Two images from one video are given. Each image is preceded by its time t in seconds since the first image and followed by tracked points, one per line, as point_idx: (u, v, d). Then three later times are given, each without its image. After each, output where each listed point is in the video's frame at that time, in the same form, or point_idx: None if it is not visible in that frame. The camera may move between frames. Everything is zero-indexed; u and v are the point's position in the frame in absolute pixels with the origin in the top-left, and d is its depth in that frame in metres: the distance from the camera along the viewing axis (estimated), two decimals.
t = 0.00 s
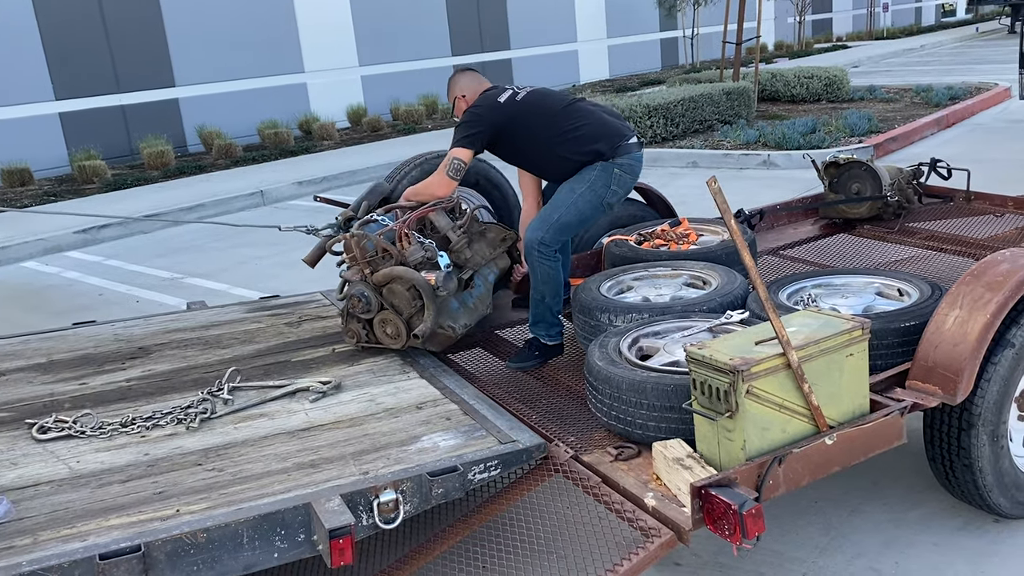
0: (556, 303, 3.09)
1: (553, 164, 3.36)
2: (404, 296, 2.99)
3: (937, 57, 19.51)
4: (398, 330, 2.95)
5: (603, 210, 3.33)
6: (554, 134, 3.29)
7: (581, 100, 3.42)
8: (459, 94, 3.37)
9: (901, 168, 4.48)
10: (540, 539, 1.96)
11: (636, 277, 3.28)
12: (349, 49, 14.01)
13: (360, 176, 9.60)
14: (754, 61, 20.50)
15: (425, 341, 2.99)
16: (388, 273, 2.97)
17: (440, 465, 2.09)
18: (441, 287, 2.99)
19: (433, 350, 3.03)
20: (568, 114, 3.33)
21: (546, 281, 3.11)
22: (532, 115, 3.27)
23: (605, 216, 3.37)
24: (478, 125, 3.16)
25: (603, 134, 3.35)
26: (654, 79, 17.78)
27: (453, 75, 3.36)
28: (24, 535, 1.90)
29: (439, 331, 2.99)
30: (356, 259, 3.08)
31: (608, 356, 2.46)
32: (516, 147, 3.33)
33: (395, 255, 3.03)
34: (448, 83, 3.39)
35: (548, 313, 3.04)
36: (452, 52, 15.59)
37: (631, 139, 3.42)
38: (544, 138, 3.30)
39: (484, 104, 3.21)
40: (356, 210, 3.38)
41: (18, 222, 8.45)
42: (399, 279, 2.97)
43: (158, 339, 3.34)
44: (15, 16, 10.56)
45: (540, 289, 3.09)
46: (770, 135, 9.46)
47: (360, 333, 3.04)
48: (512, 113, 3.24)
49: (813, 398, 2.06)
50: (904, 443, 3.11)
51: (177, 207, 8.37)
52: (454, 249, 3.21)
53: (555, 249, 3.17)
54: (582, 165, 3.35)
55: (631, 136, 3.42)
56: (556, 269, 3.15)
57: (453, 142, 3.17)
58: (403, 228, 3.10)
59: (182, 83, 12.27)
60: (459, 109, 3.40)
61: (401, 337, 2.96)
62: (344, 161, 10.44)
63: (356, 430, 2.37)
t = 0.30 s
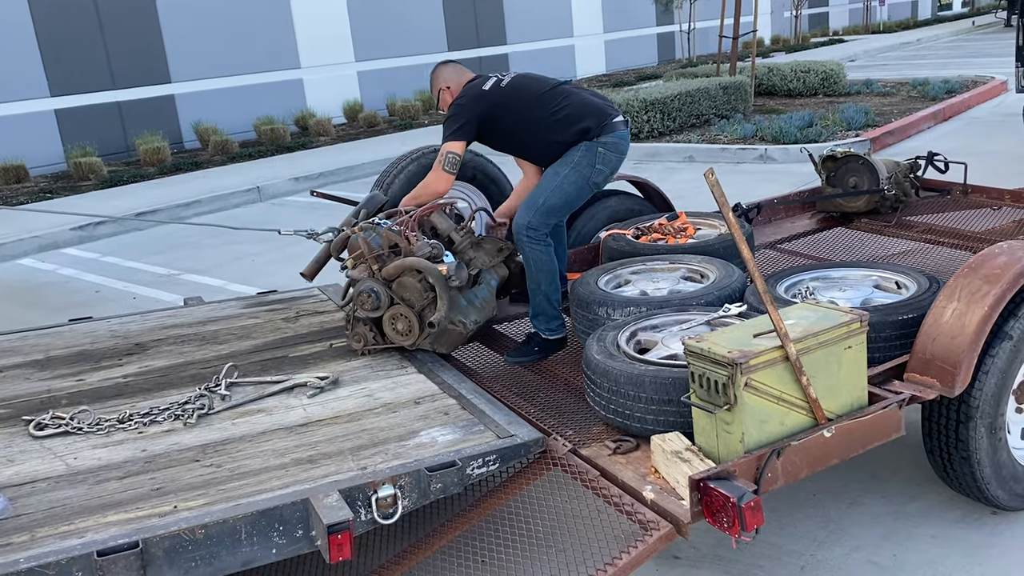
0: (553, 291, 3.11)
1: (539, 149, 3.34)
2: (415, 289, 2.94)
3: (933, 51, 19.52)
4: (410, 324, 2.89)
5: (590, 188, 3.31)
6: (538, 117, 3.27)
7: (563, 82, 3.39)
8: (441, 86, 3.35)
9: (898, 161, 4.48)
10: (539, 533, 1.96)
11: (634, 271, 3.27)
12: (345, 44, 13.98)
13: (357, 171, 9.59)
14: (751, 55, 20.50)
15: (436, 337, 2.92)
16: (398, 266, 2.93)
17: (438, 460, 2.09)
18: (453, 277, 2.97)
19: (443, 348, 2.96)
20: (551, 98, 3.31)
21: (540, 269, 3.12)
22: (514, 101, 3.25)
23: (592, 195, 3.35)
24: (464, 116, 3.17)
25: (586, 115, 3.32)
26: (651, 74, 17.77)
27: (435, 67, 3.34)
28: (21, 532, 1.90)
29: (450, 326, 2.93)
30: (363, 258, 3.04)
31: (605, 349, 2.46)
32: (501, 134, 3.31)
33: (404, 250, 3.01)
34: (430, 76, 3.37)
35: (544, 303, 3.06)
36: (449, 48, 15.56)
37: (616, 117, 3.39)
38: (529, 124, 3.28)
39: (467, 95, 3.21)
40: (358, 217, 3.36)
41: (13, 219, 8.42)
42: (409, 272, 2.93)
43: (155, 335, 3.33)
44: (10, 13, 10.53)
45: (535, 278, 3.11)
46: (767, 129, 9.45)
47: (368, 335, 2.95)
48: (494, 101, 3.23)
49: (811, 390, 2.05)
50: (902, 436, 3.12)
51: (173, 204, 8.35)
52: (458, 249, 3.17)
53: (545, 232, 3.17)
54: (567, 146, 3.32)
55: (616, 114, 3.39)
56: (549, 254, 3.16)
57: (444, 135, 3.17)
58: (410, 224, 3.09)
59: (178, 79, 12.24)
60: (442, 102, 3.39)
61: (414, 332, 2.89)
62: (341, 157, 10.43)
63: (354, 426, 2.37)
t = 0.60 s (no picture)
0: (556, 286, 3.11)
1: (539, 141, 3.33)
2: (424, 288, 2.89)
3: (931, 46, 19.51)
4: (419, 324, 2.84)
5: (590, 178, 3.30)
6: (537, 109, 3.26)
7: (560, 72, 3.38)
8: (436, 78, 3.31)
9: (897, 156, 4.48)
10: (538, 531, 1.95)
11: (633, 267, 3.27)
12: (344, 40, 13.96)
13: (355, 168, 9.57)
14: (749, 50, 20.48)
15: (443, 337, 2.88)
16: (407, 264, 2.87)
17: (438, 457, 2.09)
18: (463, 276, 2.91)
19: (450, 348, 2.91)
20: (549, 88, 3.29)
21: (543, 263, 3.13)
22: (512, 93, 3.24)
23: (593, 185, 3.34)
24: (463, 110, 3.13)
25: (585, 104, 3.31)
26: (649, 70, 17.76)
27: (428, 60, 3.31)
28: (20, 530, 1.89)
29: (459, 327, 2.86)
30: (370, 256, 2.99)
31: (605, 346, 2.46)
32: (500, 127, 3.29)
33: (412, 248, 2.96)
34: (423, 69, 3.34)
35: (548, 299, 3.06)
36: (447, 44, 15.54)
37: (614, 106, 3.39)
38: (528, 115, 3.26)
39: (464, 88, 3.19)
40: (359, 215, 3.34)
41: (11, 218, 8.40)
42: (419, 271, 2.88)
43: (153, 333, 3.33)
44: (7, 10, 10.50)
45: (538, 273, 3.12)
46: (765, 125, 9.46)
47: (373, 335, 2.89)
48: (492, 93, 3.21)
49: (810, 387, 2.05)
50: (902, 432, 3.12)
51: (171, 201, 8.34)
52: (461, 248, 3.18)
53: (547, 225, 3.17)
54: (566, 136, 3.32)
55: (614, 103, 3.39)
56: (551, 247, 3.16)
57: (446, 131, 3.14)
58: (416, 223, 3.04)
59: (175, 76, 12.21)
60: (436, 94, 3.34)
61: (422, 331, 2.84)
62: (339, 154, 10.42)
63: (353, 423, 2.37)
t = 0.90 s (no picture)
0: (559, 284, 3.11)
1: (550, 140, 3.34)
2: (425, 286, 2.88)
3: (931, 41, 19.46)
4: (421, 322, 2.83)
5: (600, 181, 3.34)
6: (554, 109, 3.28)
7: (575, 74, 3.40)
8: (448, 68, 3.25)
9: (896, 152, 4.47)
10: (537, 530, 1.95)
11: (632, 264, 3.27)
12: (343, 37, 13.93)
13: (354, 165, 9.55)
14: (749, 46, 20.46)
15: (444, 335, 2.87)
16: (408, 262, 2.86)
17: (437, 454, 2.08)
18: (463, 274, 2.90)
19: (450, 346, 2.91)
20: (565, 89, 3.31)
21: (547, 259, 3.13)
22: (529, 92, 3.24)
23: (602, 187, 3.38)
24: (475, 110, 3.13)
25: (599, 108, 3.34)
26: (649, 66, 17.72)
27: (440, 49, 3.25)
28: (19, 529, 1.89)
29: (459, 324, 2.85)
30: (370, 254, 2.97)
31: (605, 343, 2.45)
32: (513, 125, 3.28)
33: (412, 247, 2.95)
34: (433, 57, 3.27)
35: (549, 296, 3.06)
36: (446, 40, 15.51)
37: (627, 111, 3.44)
38: (543, 116, 3.27)
39: (482, 85, 3.17)
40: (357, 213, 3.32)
41: (11, 215, 8.39)
42: (420, 269, 2.86)
43: (152, 331, 3.32)
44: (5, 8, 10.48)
45: (541, 271, 3.12)
46: (765, 121, 9.45)
47: (373, 334, 2.88)
48: (509, 91, 3.21)
49: (810, 383, 2.05)
50: (902, 428, 3.12)
51: (170, 198, 8.33)
52: (460, 247, 3.18)
53: (554, 223, 3.19)
54: (579, 137, 3.34)
55: (627, 109, 3.45)
56: (557, 245, 3.17)
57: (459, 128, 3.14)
58: (415, 221, 3.04)
59: (174, 74, 12.18)
60: (446, 83, 3.28)
61: (424, 330, 2.83)
62: (338, 150, 10.40)
63: (352, 421, 2.36)
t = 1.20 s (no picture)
0: (562, 282, 3.10)
1: (559, 136, 3.34)
2: (425, 284, 2.87)
3: (932, 37, 19.43)
4: (421, 320, 2.83)
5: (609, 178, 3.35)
6: (565, 106, 3.28)
7: (584, 71, 3.41)
8: (459, 59, 3.21)
9: (898, 148, 4.46)
10: (538, 528, 1.94)
11: (633, 261, 3.26)
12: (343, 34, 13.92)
13: (355, 162, 9.55)
14: (750, 42, 20.44)
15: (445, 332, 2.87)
16: (408, 260, 2.85)
17: (438, 452, 2.08)
18: (464, 272, 2.88)
19: (452, 342, 2.91)
20: (576, 86, 3.31)
21: (551, 255, 3.12)
22: (541, 89, 3.23)
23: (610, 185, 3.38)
24: (485, 107, 3.12)
25: (608, 106, 3.35)
26: (650, 62, 17.71)
27: (449, 41, 3.21)
28: (19, 528, 1.89)
29: (460, 322, 2.85)
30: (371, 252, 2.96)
31: (605, 340, 2.45)
32: (523, 121, 3.27)
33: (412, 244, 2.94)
34: (442, 47, 3.21)
35: (551, 292, 3.04)
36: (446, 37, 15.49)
37: (636, 111, 3.47)
38: (553, 112, 3.27)
39: (494, 81, 3.16)
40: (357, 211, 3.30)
41: (11, 213, 8.39)
42: (420, 266, 2.85)
43: (152, 328, 3.32)
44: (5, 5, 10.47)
45: (545, 269, 3.10)
46: (765, 117, 9.44)
47: (374, 332, 2.88)
48: (521, 87, 3.19)
49: (812, 380, 2.04)
50: (903, 425, 3.11)
51: (170, 195, 8.32)
52: (461, 244, 3.17)
53: (562, 219, 3.17)
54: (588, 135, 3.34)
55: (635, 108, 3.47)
56: (563, 242, 3.15)
57: (467, 124, 3.14)
58: (416, 217, 3.03)
59: (175, 71, 12.17)
60: (456, 74, 3.23)
61: (424, 327, 2.83)
62: (338, 147, 10.39)
63: (353, 419, 2.36)
